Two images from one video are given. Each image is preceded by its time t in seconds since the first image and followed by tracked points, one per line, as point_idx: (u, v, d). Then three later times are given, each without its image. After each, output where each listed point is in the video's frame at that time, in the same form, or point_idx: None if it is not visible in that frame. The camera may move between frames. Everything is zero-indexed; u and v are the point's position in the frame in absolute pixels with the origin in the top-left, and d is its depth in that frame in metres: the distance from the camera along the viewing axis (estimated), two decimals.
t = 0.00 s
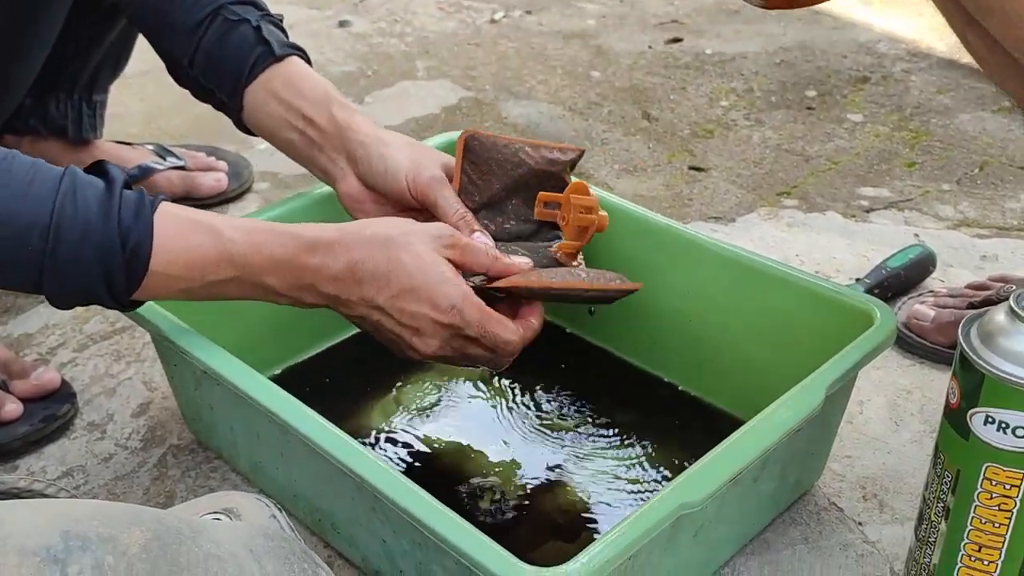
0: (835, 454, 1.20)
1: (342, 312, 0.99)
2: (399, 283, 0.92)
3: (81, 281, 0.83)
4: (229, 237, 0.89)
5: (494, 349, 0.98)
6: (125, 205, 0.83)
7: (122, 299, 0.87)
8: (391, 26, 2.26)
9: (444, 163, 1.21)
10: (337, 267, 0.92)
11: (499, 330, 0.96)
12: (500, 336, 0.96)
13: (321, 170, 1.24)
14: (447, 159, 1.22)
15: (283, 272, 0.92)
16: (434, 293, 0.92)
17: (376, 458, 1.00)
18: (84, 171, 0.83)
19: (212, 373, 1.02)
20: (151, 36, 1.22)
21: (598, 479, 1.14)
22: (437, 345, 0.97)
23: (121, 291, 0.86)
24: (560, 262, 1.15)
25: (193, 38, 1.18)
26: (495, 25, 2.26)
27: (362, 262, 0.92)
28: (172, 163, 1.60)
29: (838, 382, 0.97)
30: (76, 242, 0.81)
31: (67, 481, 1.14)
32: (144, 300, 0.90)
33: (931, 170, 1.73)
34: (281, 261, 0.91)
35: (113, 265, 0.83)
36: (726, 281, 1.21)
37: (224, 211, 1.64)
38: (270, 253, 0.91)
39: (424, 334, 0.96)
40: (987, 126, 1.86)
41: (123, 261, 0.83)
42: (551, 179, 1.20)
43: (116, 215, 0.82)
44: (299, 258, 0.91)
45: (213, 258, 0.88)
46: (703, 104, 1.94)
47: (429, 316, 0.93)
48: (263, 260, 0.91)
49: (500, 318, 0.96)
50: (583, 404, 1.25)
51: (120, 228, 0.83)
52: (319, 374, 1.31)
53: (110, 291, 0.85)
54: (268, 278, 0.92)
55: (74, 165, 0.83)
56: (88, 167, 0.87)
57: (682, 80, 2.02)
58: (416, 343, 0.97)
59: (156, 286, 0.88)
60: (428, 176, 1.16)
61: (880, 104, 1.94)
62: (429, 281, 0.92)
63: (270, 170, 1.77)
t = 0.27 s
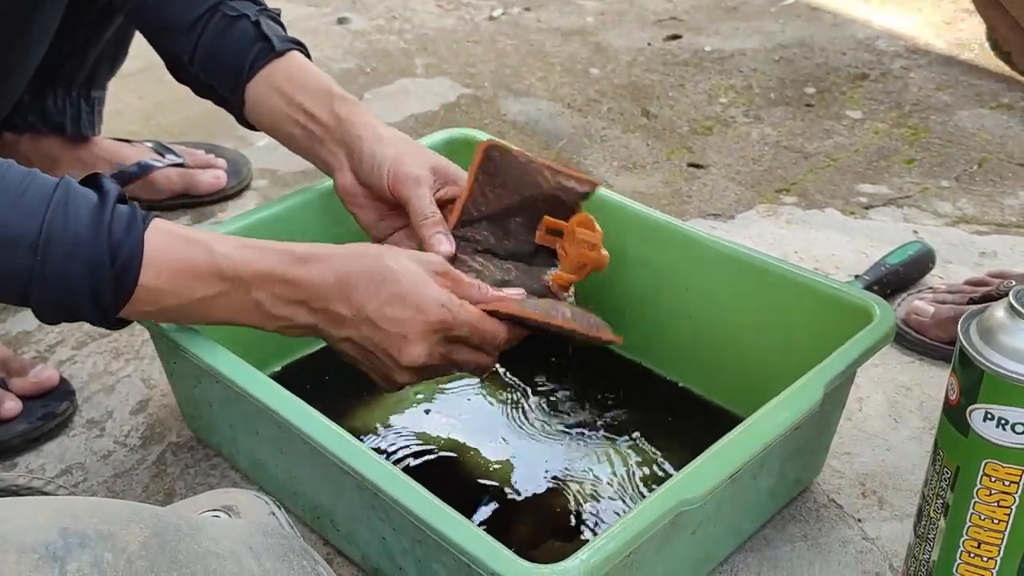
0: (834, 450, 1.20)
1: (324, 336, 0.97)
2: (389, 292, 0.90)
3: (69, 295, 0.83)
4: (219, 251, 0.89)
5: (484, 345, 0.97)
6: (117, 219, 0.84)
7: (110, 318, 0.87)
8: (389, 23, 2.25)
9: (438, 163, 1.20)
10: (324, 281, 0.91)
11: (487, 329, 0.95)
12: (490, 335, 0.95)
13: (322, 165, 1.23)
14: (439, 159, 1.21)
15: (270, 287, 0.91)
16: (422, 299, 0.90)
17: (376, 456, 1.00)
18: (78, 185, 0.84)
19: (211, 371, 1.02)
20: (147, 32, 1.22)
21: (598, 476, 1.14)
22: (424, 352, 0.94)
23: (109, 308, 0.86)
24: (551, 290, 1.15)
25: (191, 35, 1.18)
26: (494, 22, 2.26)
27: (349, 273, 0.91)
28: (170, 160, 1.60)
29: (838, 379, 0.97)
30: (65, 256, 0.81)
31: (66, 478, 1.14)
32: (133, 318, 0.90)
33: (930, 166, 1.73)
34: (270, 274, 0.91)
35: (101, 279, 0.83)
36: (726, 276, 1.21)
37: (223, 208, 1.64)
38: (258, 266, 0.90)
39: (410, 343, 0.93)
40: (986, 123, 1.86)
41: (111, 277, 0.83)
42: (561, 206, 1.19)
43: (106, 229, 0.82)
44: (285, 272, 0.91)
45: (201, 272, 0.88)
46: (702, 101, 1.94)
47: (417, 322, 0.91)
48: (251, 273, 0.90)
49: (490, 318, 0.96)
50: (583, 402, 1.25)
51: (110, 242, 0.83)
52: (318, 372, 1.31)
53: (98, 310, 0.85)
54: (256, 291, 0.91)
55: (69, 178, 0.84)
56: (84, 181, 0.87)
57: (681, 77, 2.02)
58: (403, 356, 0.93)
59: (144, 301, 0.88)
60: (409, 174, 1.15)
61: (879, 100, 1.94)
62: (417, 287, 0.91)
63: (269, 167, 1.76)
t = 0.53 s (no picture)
0: (834, 448, 1.20)
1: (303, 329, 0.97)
2: (370, 274, 0.91)
3: (41, 288, 0.83)
4: (197, 240, 0.90)
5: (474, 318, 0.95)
6: (91, 212, 0.84)
7: (86, 313, 0.87)
8: (389, 21, 2.25)
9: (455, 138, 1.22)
10: (305, 267, 0.92)
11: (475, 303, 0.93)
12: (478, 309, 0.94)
13: (339, 157, 1.24)
14: (456, 134, 1.22)
15: (250, 274, 0.92)
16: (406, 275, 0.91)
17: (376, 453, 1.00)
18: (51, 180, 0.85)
19: (211, 369, 1.02)
20: (152, 26, 1.20)
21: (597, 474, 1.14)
22: (417, 331, 0.93)
23: (83, 302, 0.86)
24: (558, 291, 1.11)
25: (200, 29, 1.18)
26: (494, 20, 2.26)
27: (328, 257, 0.92)
28: (170, 159, 1.60)
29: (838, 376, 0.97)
30: (38, 248, 0.81)
31: (67, 476, 1.14)
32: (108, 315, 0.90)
33: (929, 164, 1.73)
34: (250, 263, 0.91)
35: (76, 272, 0.83)
36: (724, 273, 1.21)
37: (223, 207, 1.64)
38: (237, 253, 0.91)
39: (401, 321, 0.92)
40: (985, 121, 1.86)
41: (86, 269, 0.83)
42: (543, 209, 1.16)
43: (81, 223, 0.83)
44: (263, 260, 0.91)
45: (179, 260, 0.89)
46: (702, 99, 1.94)
47: (404, 298, 0.91)
48: (229, 259, 0.91)
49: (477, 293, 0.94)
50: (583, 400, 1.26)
51: (85, 235, 0.83)
52: (318, 370, 1.31)
53: (73, 305, 0.86)
54: (235, 283, 0.91)
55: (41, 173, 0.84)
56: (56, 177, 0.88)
57: (681, 75, 2.02)
58: (395, 334, 0.93)
59: (121, 294, 0.88)
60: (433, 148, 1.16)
61: (879, 98, 1.94)
62: (400, 264, 0.92)
63: (269, 165, 1.77)
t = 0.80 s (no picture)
0: (834, 445, 1.20)
1: (324, 312, 0.96)
2: (383, 272, 0.90)
3: (65, 273, 0.83)
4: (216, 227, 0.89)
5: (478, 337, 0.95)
6: (113, 196, 0.84)
7: (110, 295, 0.88)
8: (389, 18, 2.25)
9: (420, 147, 1.22)
10: (323, 257, 0.91)
11: (480, 317, 0.92)
12: (482, 323, 0.93)
13: (306, 165, 1.23)
14: (422, 141, 1.22)
15: (268, 264, 0.91)
16: (415, 278, 0.90)
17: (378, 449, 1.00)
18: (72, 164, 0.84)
19: (212, 365, 1.02)
20: (136, 25, 1.23)
21: (598, 471, 1.14)
22: (417, 336, 0.93)
23: (107, 285, 0.86)
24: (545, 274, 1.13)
25: (177, 29, 1.19)
26: (494, 17, 2.26)
27: (345, 248, 0.90)
28: (171, 156, 1.60)
29: (839, 371, 0.97)
30: (61, 234, 0.81)
31: (68, 473, 1.14)
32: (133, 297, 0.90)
33: (929, 161, 1.73)
34: (268, 250, 0.91)
35: (99, 258, 0.83)
36: (724, 269, 1.21)
37: (223, 204, 1.64)
38: (256, 242, 0.90)
39: (403, 326, 0.92)
40: (985, 118, 1.86)
41: (109, 254, 0.84)
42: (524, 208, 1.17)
43: (103, 207, 0.83)
44: (282, 249, 0.91)
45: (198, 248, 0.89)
46: (702, 96, 1.94)
47: (408, 305, 0.91)
48: (248, 249, 0.90)
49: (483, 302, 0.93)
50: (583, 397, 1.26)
51: (107, 219, 0.83)
52: (318, 367, 1.31)
53: (98, 287, 0.86)
54: (255, 269, 0.91)
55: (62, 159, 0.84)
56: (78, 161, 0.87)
57: (681, 72, 2.02)
58: (398, 337, 0.93)
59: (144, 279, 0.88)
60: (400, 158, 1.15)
61: (879, 96, 1.94)
62: (410, 266, 0.90)
63: (269, 162, 1.77)
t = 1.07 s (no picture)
0: (834, 440, 1.20)
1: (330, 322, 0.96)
2: (386, 293, 0.89)
3: (67, 277, 0.83)
4: (218, 239, 0.89)
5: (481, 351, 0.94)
6: (117, 201, 0.84)
7: (111, 298, 0.88)
8: (389, 14, 2.25)
9: (429, 129, 1.21)
10: (326, 274, 0.90)
11: (482, 332, 0.92)
12: (486, 338, 0.93)
13: (308, 151, 1.24)
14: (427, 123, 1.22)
15: (272, 277, 0.91)
16: (418, 302, 0.88)
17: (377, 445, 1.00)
18: (79, 164, 0.84)
19: (211, 359, 1.02)
20: (133, 19, 1.22)
21: (597, 466, 1.14)
22: (421, 355, 0.92)
23: (108, 288, 0.86)
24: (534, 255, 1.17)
25: (176, 22, 1.17)
26: (493, 13, 2.25)
27: (349, 267, 0.90)
28: (170, 151, 1.60)
29: (838, 366, 0.97)
30: (64, 239, 0.81)
31: (66, 468, 1.14)
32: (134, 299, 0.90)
33: (929, 157, 1.73)
34: (271, 266, 0.90)
35: (101, 264, 0.83)
36: (723, 265, 1.21)
37: (222, 199, 1.64)
38: (259, 257, 0.90)
39: (407, 345, 0.91)
40: (985, 114, 1.86)
41: (111, 261, 0.84)
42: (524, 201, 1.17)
43: (107, 214, 0.82)
44: (286, 263, 0.90)
45: (200, 261, 0.88)
46: (702, 92, 1.94)
47: (411, 326, 0.90)
48: (250, 263, 0.90)
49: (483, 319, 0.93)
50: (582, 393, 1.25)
51: (111, 226, 0.83)
52: (316, 362, 1.31)
53: (99, 292, 0.86)
54: (258, 282, 0.91)
55: (70, 159, 0.83)
56: (84, 159, 0.87)
57: (680, 68, 2.02)
58: (401, 355, 0.93)
59: (145, 285, 0.88)
60: (406, 137, 1.16)
61: (878, 92, 1.94)
62: (413, 288, 0.89)
63: (268, 158, 1.76)
